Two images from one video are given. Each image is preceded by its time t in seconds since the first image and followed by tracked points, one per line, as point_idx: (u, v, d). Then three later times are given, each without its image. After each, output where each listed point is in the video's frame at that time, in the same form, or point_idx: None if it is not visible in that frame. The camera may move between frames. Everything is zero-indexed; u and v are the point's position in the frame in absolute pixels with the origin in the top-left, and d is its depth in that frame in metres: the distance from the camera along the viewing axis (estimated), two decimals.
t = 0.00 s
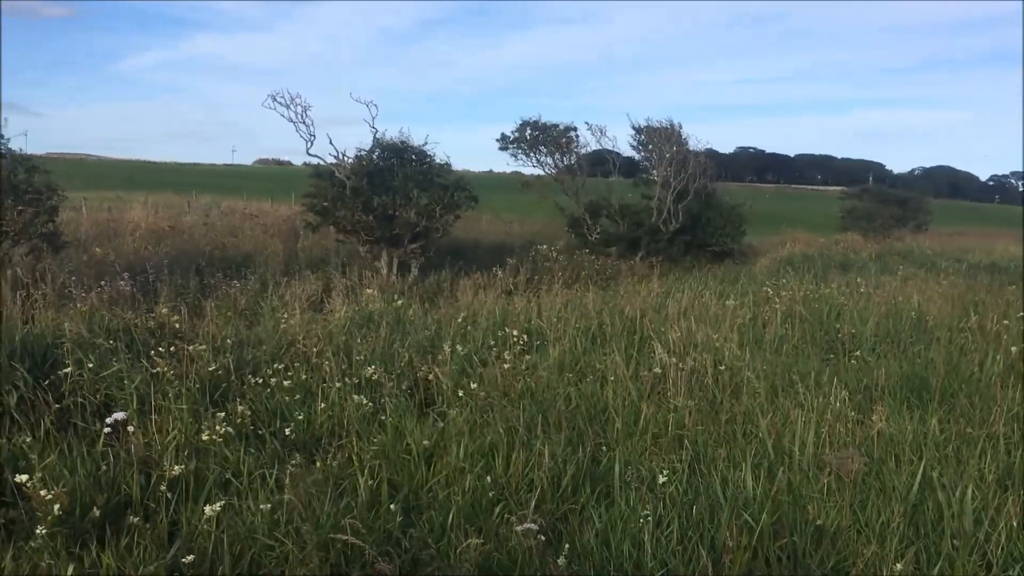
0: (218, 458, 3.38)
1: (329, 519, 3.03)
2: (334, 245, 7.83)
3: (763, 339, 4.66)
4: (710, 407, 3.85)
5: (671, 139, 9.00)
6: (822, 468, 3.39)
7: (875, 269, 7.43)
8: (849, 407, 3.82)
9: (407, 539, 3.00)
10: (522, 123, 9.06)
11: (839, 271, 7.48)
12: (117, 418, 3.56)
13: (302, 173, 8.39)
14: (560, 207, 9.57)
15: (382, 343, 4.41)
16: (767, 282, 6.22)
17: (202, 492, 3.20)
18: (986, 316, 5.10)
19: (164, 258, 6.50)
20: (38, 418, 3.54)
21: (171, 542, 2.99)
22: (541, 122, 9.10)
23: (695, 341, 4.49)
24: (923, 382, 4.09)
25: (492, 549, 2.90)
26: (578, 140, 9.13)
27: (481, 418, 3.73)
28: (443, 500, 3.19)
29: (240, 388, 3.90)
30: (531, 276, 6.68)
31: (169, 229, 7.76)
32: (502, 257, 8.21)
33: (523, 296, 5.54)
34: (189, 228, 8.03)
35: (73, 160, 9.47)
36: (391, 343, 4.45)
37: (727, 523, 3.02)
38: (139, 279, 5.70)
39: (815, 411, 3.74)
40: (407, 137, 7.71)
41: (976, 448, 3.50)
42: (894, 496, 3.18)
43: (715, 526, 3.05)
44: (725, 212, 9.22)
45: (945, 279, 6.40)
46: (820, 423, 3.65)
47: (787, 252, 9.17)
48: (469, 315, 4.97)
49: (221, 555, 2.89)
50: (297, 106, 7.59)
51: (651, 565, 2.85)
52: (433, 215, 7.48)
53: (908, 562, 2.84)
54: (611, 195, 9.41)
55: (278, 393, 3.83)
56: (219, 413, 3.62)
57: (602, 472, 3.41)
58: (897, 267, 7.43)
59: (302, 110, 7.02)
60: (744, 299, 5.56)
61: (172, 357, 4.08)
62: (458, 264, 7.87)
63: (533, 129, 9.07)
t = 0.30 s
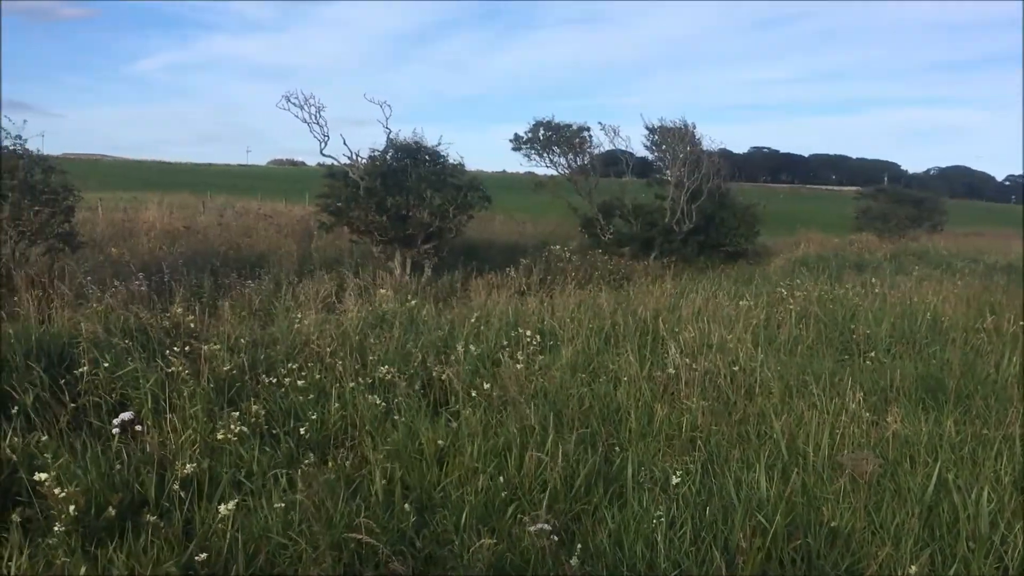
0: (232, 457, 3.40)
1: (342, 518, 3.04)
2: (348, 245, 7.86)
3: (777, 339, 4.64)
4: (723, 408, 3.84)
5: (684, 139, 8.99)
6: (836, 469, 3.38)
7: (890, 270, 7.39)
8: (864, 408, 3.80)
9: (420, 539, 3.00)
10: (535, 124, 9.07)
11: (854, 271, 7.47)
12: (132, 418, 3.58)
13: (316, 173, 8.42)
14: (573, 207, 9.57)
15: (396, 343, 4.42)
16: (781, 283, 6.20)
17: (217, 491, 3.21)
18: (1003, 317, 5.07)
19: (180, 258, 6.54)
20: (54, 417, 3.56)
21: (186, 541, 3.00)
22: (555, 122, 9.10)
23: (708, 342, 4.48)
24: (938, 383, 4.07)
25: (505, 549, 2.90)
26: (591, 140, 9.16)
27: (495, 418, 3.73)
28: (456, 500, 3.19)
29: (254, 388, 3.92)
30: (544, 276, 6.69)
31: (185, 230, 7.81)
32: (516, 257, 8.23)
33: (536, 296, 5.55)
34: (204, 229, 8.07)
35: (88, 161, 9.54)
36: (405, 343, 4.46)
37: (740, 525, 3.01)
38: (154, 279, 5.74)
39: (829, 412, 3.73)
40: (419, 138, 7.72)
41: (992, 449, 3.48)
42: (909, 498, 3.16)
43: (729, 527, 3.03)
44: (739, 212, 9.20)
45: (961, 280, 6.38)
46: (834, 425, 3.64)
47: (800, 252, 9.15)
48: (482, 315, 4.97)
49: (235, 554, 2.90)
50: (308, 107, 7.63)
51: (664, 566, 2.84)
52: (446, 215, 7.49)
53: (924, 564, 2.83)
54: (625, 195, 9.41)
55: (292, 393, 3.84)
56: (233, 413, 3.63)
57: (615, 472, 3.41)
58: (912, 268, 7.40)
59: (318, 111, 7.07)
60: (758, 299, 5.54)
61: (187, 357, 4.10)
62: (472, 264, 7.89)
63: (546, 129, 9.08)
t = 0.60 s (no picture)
0: (250, 456, 3.41)
1: (359, 517, 3.05)
2: (365, 245, 7.90)
3: (796, 340, 4.63)
4: (741, 409, 3.83)
5: (702, 139, 8.97)
6: (855, 471, 3.36)
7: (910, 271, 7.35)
8: (883, 409, 3.79)
9: (437, 539, 3.01)
10: (552, 125, 9.07)
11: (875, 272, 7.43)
12: (153, 417, 3.61)
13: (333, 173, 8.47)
14: (590, 208, 9.55)
15: (413, 343, 4.43)
16: (800, 283, 6.17)
17: (235, 491, 3.23)
18: None
19: (199, 258, 6.59)
20: (76, 416, 3.59)
21: (205, 540, 3.01)
22: (572, 122, 9.08)
23: (726, 343, 4.46)
24: (959, 384, 4.05)
25: (522, 550, 2.89)
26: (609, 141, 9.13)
27: (512, 418, 3.74)
28: (473, 500, 3.20)
29: (272, 387, 3.94)
30: (561, 276, 6.69)
31: (204, 230, 7.87)
32: (533, 257, 8.24)
33: (554, 296, 5.55)
34: (222, 229, 8.13)
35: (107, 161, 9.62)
36: (422, 343, 4.47)
37: (759, 526, 3.00)
38: (174, 279, 5.78)
39: (847, 414, 3.71)
40: (436, 138, 7.73)
41: (1013, 452, 3.46)
42: (930, 501, 3.14)
43: (747, 529, 3.02)
44: (758, 213, 9.19)
45: (983, 282, 6.34)
46: (853, 426, 3.62)
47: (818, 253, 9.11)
48: (499, 315, 4.98)
49: (254, 553, 2.91)
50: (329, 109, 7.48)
51: (682, 568, 2.83)
52: (465, 215, 7.49)
53: (944, 568, 2.81)
54: (642, 195, 9.40)
55: (310, 393, 3.86)
56: (252, 413, 3.65)
57: (632, 473, 3.40)
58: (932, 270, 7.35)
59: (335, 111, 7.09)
60: (777, 300, 5.52)
61: (206, 357, 4.13)
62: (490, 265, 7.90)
63: (564, 130, 9.07)
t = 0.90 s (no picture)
0: (269, 456, 3.43)
1: (377, 517, 3.05)
2: (383, 245, 7.92)
3: (816, 342, 4.60)
4: (761, 410, 3.82)
5: (721, 139, 8.91)
6: (876, 473, 3.34)
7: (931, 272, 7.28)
8: (904, 411, 3.77)
9: (456, 539, 3.01)
10: (570, 125, 9.06)
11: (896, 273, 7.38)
12: (173, 416, 3.63)
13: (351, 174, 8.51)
14: (608, 207, 9.59)
15: (432, 343, 4.44)
16: (820, 284, 6.13)
17: (254, 490, 3.24)
18: None
19: (218, 259, 6.64)
20: (97, 415, 3.62)
21: (224, 538, 3.02)
22: (591, 122, 9.06)
23: (745, 344, 4.45)
24: (981, 387, 4.02)
25: (540, 550, 2.89)
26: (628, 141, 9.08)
27: (531, 418, 3.74)
28: (491, 500, 3.20)
29: (292, 387, 3.96)
30: (580, 277, 6.69)
31: (224, 230, 7.94)
32: (551, 257, 8.24)
33: (572, 297, 5.55)
34: (241, 229, 8.19)
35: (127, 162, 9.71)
36: (440, 343, 4.48)
37: (778, 528, 2.98)
38: (195, 279, 5.83)
39: (867, 416, 3.69)
40: (453, 138, 7.73)
41: None
42: (951, 503, 3.12)
43: (766, 531, 3.00)
44: (778, 213, 9.19)
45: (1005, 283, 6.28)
46: (873, 428, 3.60)
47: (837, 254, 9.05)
48: (518, 315, 4.98)
49: (273, 551, 2.92)
50: (346, 109, 7.61)
51: (700, 570, 2.82)
52: (483, 215, 7.47)
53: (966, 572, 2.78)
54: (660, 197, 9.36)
55: (329, 393, 3.87)
56: (271, 412, 3.67)
57: (651, 474, 3.40)
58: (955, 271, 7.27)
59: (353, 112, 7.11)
60: (797, 301, 5.49)
61: (227, 356, 4.16)
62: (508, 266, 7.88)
63: (582, 130, 9.05)
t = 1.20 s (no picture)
0: (284, 455, 3.44)
1: (392, 517, 3.06)
2: (398, 246, 7.94)
3: (832, 343, 4.59)
4: (776, 412, 3.81)
5: (737, 139, 8.92)
6: (891, 474, 3.33)
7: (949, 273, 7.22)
8: (921, 413, 3.76)
9: (470, 539, 3.01)
10: (586, 125, 9.06)
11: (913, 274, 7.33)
12: (189, 415, 3.65)
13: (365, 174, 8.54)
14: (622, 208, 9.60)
15: (446, 344, 4.45)
16: (835, 286, 6.10)
17: (269, 489, 3.25)
18: None
19: (234, 259, 6.68)
20: (114, 414, 3.64)
21: (240, 538, 3.03)
22: (605, 123, 9.06)
23: (759, 345, 4.44)
24: (999, 388, 4.01)
25: (555, 551, 2.89)
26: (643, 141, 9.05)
27: (546, 418, 3.75)
28: (505, 500, 3.20)
29: (307, 387, 3.97)
30: (596, 278, 6.68)
31: (240, 230, 7.99)
32: (566, 258, 8.24)
33: (587, 297, 5.56)
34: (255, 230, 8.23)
35: (142, 163, 9.77)
36: (454, 344, 4.49)
37: (794, 530, 2.97)
38: (211, 279, 5.87)
39: (883, 417, 3.68)
40: (468, 138, 7.73)
41: None
42: (968, 505, 3.10)
43: (781, 532, 2.99)
44: (793, 214, 9.12)
45: None
46: (889, 430, 3.58)
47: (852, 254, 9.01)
48: (532, 316, 4.99)
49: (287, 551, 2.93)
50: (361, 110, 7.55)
51: (715, 571, 2.81)
52: (497, 215, 7.46)
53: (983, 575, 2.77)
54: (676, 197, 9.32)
55: (343, 393, 3.89)
56: (286, 412, 3.68)
57: (665, 475, 3.39)
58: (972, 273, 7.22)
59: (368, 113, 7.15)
60: (812, 301, 5.48)
61: (242, 356, 4.18)
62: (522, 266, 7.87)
63: (596, 131, 9.04)
